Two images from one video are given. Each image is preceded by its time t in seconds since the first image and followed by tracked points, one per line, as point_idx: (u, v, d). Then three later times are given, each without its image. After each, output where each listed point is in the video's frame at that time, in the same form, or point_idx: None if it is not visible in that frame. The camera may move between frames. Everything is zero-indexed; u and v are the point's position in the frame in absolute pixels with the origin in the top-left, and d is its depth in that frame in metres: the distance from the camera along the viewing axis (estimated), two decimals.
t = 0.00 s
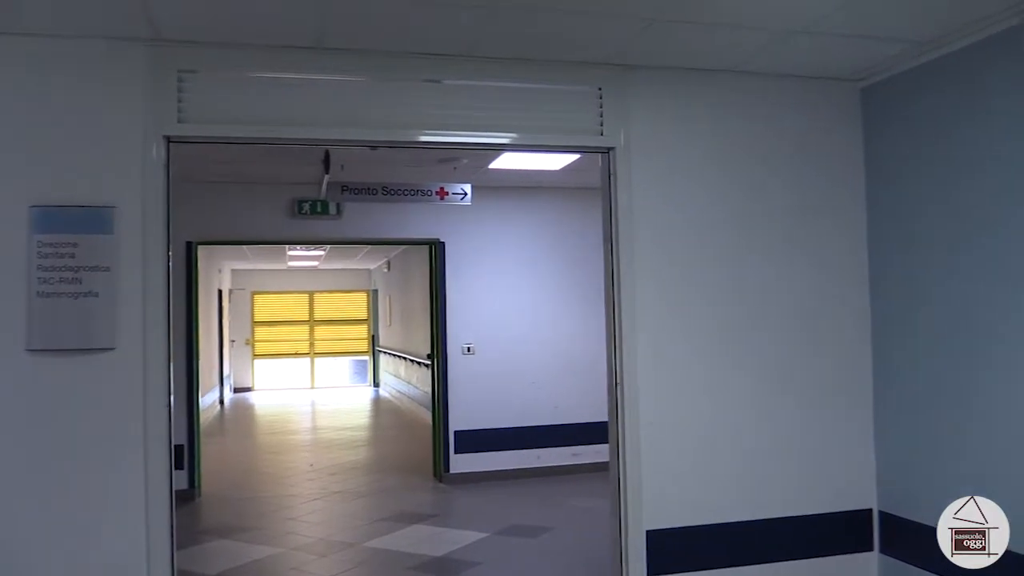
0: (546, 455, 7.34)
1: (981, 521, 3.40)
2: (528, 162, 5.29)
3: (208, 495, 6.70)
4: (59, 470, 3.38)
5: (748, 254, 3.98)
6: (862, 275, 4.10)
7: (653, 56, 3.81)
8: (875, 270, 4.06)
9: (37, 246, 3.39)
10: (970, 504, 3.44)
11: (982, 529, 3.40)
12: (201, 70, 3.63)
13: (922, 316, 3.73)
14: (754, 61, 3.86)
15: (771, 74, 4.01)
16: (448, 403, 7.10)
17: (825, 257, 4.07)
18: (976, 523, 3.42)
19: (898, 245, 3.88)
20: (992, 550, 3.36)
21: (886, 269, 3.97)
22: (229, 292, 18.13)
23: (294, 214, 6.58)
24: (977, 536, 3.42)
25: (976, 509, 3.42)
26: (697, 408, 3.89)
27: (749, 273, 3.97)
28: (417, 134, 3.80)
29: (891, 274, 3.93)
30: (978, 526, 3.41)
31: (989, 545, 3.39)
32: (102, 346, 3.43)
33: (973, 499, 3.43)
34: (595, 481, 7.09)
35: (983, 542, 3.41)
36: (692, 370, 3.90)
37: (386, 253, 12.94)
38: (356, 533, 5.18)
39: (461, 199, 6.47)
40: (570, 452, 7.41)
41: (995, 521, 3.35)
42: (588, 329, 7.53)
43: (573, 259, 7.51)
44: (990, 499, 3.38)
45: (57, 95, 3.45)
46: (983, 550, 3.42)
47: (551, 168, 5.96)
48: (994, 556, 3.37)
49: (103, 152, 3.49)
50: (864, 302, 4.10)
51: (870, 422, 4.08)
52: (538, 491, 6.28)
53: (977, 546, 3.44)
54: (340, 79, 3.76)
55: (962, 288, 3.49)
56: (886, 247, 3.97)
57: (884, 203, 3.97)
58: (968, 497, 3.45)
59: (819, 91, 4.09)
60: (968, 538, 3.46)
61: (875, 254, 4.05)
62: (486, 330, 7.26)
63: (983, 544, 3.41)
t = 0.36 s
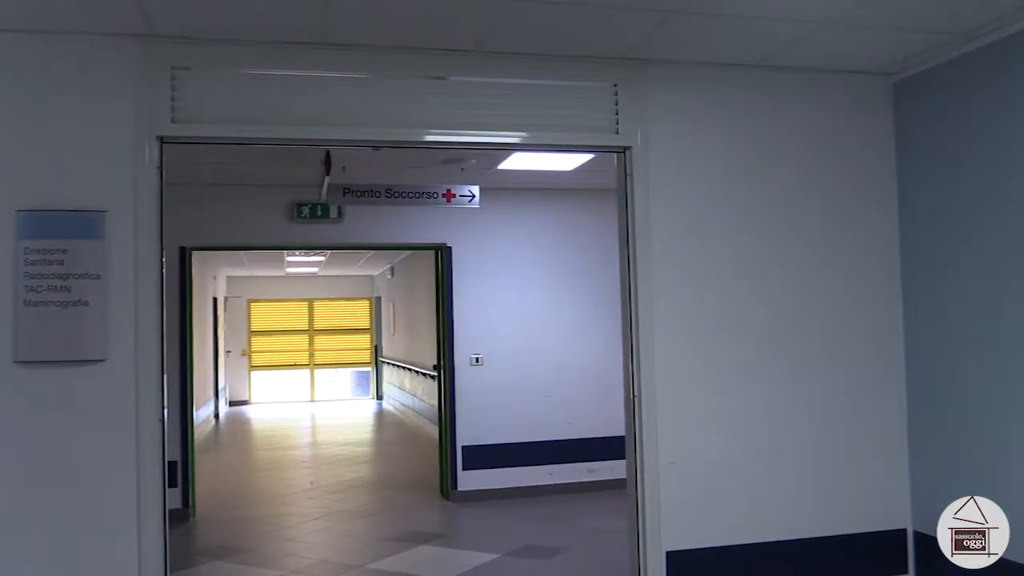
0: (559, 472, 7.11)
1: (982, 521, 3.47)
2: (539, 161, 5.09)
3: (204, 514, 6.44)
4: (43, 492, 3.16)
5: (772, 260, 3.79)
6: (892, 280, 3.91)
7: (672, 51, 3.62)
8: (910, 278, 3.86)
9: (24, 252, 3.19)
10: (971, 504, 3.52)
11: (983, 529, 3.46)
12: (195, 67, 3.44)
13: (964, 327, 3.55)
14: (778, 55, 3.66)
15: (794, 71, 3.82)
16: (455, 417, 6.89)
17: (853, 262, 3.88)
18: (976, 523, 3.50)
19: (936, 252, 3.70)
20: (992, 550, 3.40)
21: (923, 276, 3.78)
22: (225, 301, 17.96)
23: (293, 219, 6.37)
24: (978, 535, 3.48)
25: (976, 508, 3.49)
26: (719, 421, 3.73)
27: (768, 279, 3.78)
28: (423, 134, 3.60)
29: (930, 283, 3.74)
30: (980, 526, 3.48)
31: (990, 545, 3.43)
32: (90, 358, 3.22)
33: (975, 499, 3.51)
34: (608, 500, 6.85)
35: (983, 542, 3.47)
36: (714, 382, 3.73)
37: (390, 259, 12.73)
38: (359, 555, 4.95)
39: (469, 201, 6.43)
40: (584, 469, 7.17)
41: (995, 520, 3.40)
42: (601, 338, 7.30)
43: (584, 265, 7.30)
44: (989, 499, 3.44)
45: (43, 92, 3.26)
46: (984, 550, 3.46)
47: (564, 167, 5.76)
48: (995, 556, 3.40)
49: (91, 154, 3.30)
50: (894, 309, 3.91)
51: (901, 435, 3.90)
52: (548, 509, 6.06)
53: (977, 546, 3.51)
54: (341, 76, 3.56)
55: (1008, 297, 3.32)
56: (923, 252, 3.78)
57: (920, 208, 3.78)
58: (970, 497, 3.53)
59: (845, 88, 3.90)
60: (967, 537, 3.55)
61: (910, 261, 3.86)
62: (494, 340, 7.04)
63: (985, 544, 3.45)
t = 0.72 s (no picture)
0: (573, 491, 6.89)
1: (980, 520, 3.38)
2: (551, 163, 4.92)
3: (199, 535, 6.22)
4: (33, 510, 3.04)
5: (796, 269, 3.61)
6: (924, 289, 3.73)
7: (691, 48, 3.45)
8: (944, 288, 3.69)
9: (13, 260, 3.05)
10: (969, 504, 3.43)
11: (983, 528, 3.36)
12: (190, 65, 3.27)
13: (1003, 338, 3.37)
14: (803, 53, 3.49)
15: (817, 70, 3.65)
16: (464, 433, 6.68)
17: (882, 271, 3.69)
18: (975, 522, 3.39)
19: (972, 260, 3.52)
20: (990, 549, 3.33)
21: (958, 286, 3.60)
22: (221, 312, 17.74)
23: (293, 224, 6.19)
24: (978, 535, 3.36)
25: (975, 507, 3.41)
26: (742, 439, 3.54)
27: (794, 288, 3.61)
28: (430, 136, 3.42)
29: (966, 292, 3.56)
30: (978, 525, 3.37)
31: (990, 545, 3.35)
32: (82, 370, 3.09)
33: (973, 499, 3.43)
34: (622, 520, 6.63)
35: (983, 543, 3.35)
36: (736, 397, 3.55)
37: (394, 265, 12.54)
38: None
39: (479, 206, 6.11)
40: (601, 488, 6.95)
41: (995, 518, 3.36)
42: (616, 348, 7.09)
43: (597, 273, 7.11)
44: (990, 501, 3.43)
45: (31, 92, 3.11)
46: (982, 550, 3.35)
47: (576, 170, 5.58)
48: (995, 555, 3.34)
49: (81, 156, 3.14)
50: (926, 319, 3.73)
51: (934, 452, 3.71)
52: (557, 531, 5.85)
53: (975, 546, 3.36)
54: (345, 74, 3.39)
55: None
56: (958, 259, 3.60)
57: (955, 213, 3.60)
58: (968, 498, 3.45)
59: (873, 87, 3.72)
60: (967, 539, 3.38)
61: (944, 269, 3.68)
62: (503, 351, 6.85)
63: (984, 543, 3.35)
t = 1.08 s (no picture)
0: (588, 514, 6.69)
1: (980, 520, 3.48)
2: (565, 168, 4.76)
3: (193, 559, 6.11)
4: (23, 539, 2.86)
5: (822, 281, 3.43)
6: (957, 302, 3.55)
7: (712, 48, 3.28)
8: (979, 298, 3.51)
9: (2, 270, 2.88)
10: (969, 504, 3.51)
11: (982, 529, 3.47)
12: (186, 67, 3.11)
13: None
14: (829, 53, 3.33)
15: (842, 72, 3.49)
16: (474, 454, 6.49)
17: (913, 282, 3.51)
18: (975, 523, 3.49)
19: (1010, 269, 3.34)
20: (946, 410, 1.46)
21: (995, 296, 3.42)
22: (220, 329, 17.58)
23: (295, 234, 6.05)
24: (978, 535, 3.46)
25: (975, 508, 3.50)
26: (766, 460, 3.35)
27: (820, 297, 3.43)
28: (439, 141, 3.25)
29: (1004, 303, 3.38)
30: (978, 526, 3.48)
31: (989, 545, 3.42)
32: (76, 386, 2.91)
33: (972, 498, 3.50)
34: (638, 547, 6.43)
35: (982, 543, 3.45)
36: (760, 416, 3.36)
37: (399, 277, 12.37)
38: None
39: (490, 213, 5.89)
40: (617, 511, 6.76)
41: (994, 519, 3.44)
42: (631, 362, 6.90)
43: (608, 285, 6.92)
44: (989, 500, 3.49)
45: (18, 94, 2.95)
46: (982, 551, 3.44)
47: (591, 176, 5.45)
48: (995, 556, 3.39)
49: (71, 163, 2.97)
50: (959, 333, 3.54)
51: (970, 474, 3.52)
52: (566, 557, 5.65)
53: (975, 547, 3.46)
54: (349, 76, 3.22)
55: None
56: (996, 268, 3.42)
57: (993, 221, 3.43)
58: (969, 497, 3.51)
59: (903, 90, 3.55)
60: (966, 539, 3.49)
61: (980, 278, 3.51)
62: (514, 366, 6.65)
63: (983, 544, 3.44)
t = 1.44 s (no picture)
0: (602, 545, 6.51)
1: (980, 520, 3.33)
2: (578, 181, 4.61)
3: None
4: None
5: (841, 292, 3.26)
6: (990, 320, 3.38)
7: (735, 54, 3.13)
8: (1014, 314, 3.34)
9: None
10: (969, 504, 3.32)
11: (982, 528, 3.33)
12: (184, 74, 2.96)
13: None
14: (856, 58, 3.18)
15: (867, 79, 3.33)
16: (484, 480, 6.29)
17: (944, 298, 3.35)
18: (975, 522, 3.33)
19: None
20: None
21: None
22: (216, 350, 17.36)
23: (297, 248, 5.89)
24: (978, 535, 3.32)
25: (975, 507, 3.32)
26: (790, 488, 3.18)
27: (842, 314, 3.26)
28: (448, 151, 3.09)
29: None
30: (977, 526, 3.32)
31: (990, 545, 3.31)
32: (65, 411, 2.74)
33: (972, 498, 3.32)
34: None
35: (982, 542, 3.32)
36: (784, 439, 3.19)
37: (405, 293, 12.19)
38: None
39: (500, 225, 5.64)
40: (634, 542, 6.57)
41: (995, 518, 3.33)
42: (644, 383, 6.73)
43: (619, 304, 6.75)
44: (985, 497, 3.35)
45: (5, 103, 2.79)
46: (982, 550, 3.31)
47: (609, 188, 5.30)
48: (995, 555, 3.30)
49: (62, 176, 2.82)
50: (991, 347, 3.37)
51: (1006, 498, 3.34)
52: None
53: (974, 546, 3.31)
54: (354, 83, 3.07)
55: None
56: None
57: None
58: (969, 497, 3.32)
59: (931, 99, 3.41)
60: (966, 539, 3.31)
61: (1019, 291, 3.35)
62: (522, 387, 6.47)
63: (983, 543, 3.31)
